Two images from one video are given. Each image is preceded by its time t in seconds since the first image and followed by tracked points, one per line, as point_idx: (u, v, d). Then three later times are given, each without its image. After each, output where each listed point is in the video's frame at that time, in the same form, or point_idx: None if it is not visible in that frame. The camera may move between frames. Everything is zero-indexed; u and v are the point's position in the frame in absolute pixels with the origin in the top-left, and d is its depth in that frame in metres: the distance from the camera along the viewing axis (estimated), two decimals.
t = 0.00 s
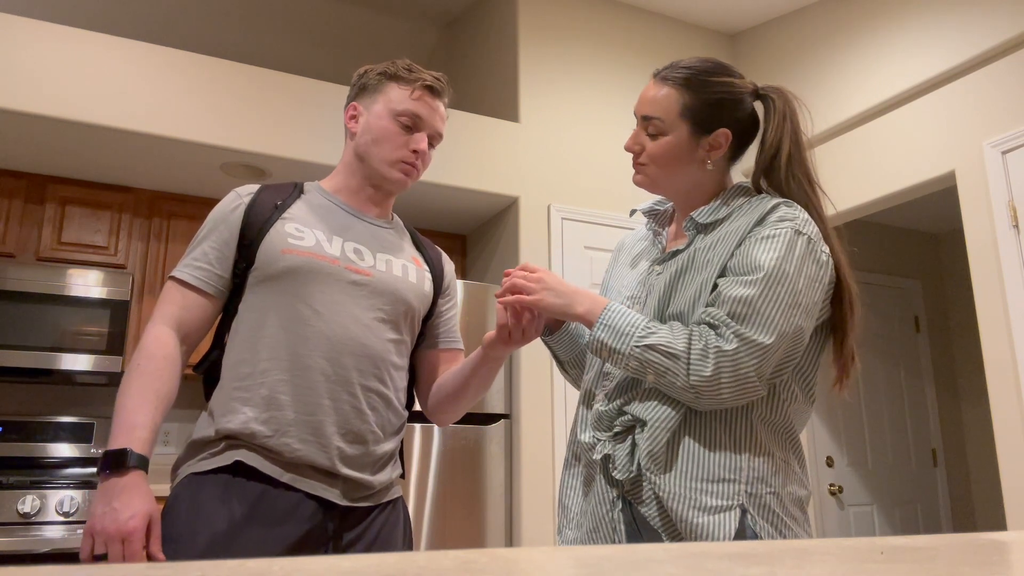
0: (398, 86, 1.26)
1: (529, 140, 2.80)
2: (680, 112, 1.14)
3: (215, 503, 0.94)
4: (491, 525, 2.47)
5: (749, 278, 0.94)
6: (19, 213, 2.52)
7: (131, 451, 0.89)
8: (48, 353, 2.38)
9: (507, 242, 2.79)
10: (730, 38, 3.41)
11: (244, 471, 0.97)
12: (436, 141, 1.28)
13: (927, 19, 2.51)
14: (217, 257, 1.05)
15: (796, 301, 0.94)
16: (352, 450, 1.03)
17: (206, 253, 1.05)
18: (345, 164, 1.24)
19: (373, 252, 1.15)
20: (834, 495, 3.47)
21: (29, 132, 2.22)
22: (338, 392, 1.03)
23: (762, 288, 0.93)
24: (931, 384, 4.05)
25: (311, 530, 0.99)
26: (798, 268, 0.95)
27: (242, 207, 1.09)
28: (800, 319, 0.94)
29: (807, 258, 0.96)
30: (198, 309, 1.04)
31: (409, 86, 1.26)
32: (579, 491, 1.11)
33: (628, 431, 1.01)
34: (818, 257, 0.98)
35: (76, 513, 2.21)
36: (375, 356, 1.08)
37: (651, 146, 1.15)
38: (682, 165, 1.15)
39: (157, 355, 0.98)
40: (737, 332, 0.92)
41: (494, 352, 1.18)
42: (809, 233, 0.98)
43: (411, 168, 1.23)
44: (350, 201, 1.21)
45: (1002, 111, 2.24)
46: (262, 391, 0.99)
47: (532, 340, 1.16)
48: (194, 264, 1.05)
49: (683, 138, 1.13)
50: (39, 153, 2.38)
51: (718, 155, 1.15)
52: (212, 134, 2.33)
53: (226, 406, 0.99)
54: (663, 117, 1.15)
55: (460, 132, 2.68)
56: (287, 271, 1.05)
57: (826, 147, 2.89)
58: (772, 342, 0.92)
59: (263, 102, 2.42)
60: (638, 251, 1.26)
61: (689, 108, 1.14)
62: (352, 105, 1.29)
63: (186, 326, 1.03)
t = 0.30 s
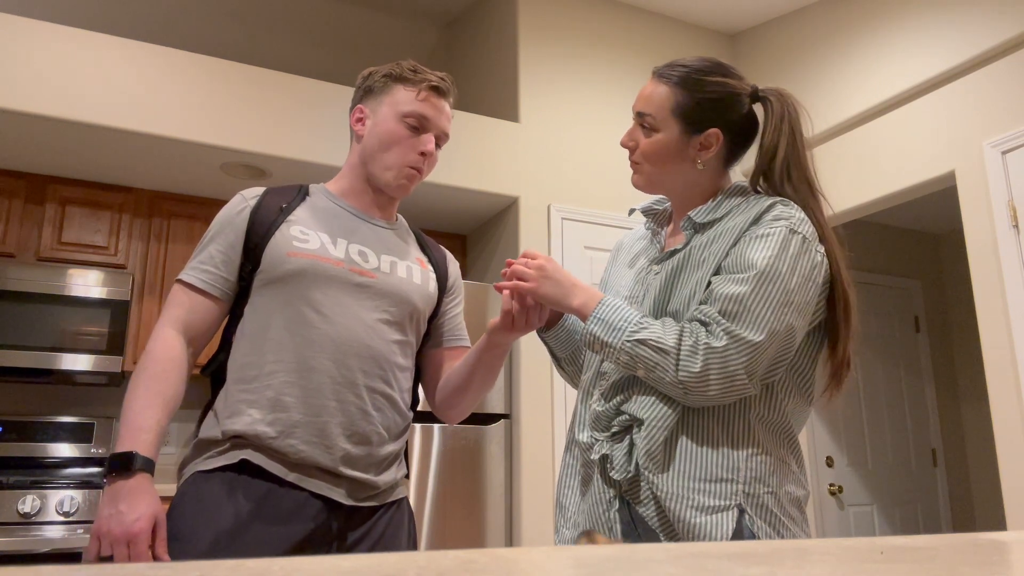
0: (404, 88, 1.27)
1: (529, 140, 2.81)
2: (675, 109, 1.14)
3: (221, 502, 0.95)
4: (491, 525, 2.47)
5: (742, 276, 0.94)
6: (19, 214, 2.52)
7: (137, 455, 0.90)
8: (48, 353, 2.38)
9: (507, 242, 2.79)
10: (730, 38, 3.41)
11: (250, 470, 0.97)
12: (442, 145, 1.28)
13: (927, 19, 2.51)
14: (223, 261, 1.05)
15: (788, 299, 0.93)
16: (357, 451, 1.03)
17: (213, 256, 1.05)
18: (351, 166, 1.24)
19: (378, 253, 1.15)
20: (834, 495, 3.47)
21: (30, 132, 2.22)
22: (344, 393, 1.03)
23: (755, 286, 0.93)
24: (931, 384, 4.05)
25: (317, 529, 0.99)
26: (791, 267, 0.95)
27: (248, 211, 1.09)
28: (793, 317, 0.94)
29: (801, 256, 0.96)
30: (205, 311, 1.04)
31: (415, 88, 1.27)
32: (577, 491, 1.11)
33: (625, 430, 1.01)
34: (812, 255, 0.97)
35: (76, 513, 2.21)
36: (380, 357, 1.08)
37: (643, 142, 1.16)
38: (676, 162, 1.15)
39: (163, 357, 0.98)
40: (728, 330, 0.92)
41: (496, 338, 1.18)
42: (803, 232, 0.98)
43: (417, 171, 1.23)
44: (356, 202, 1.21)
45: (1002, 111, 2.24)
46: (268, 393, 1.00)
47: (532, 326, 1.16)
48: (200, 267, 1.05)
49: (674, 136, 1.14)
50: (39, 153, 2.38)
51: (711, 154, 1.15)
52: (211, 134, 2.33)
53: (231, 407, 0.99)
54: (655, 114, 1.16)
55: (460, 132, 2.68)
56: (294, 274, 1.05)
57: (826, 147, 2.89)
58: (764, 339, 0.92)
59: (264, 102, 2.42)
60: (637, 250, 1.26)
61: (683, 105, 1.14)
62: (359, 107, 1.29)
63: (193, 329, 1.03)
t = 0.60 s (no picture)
0: (404, 90, 1.27)
1: (529, 140, 2.81)
2: (674, 106, 1.15)
3: (227, 500, 0.95)
4: (492, 525, 2.47)
5: (741, 276, 0.94)
6: (20, 214, 2.52)
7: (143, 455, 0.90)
8: (48, 353, 2.38)
9: (507, 242, 2.79)
10: (730, 38, 3.41)
11: (257, 469, 0.97)
12: (444, 147, 1.28)
13: (926, 19, 2.52)
14: (229, 262, 1.05)
15: (786, 299, 0.93)
16: (362, 451, 1.03)
17: (220, 257, 1.05)
18: (353, 169, 1.24)
19: (382, 254, 1.15)
20: (834, 495, 3.47)
21: (30, 132, 2.22)
22: (347, 393, 1.03)
23: (754, 286, 0.93)
24: (931, 384, 4.05)
25: (323, 528, 0.99)
26: (789, 267, 0.95)
27: (254, 213, 1.09)
28: (791, 317, 0.94)
29: (800, 256, 0.96)
30: (212, 312, 1.05)
31: (414, 90, 1.27)
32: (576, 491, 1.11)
33: (625, 431, 1.01)
34: (811, 255, 0.97)
35: (76, 513, 2.21)
36: (385, 356, 1.08)
37: (644, 140, 1.16)
38: (678, 160, 1.15)
39: (169, 359, 0.98)
40: (727, 330, 0.92)
41: (505, 326, 1.19)
42: (802, 232, 0.98)
43: (419, 172, 1.22)
44: (357, 204, 1.21)
45: (1002, 112, 2.24)
46: (274, 392, 1.00)
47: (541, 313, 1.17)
48: (207, 269, 1.05)
49: (676, 132, 1.14)
50: (39, 153, 2.38)
51: (712, 149, 1.15)
52: (211, 134, 2.33)
53: (238, 408, 0.99)
54: (655, 112, 1.16)
55: (460, 132, 2.68)
56: (298, 275, 1.05)
57: (826, 147, 2.89)
58: (763, 339, 0.92)
59: (264, 102, 2.42)
60: (637, 249, 1.26)
61: (682, 102, 1.14)
62: (360, 111, 1.30)
63: (199, 331, 1.03)
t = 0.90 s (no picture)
0: (396, 84, 1.28)
1: (529, 140, 2.81)
2: (676, 105, 1.15)
3: (225, 498, 0.95)
4: (491, 525, 2.47)
5: (743, 277, 0.94)
6: (20, 213, 2.52)
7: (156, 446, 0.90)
8: (48, 353, 2.38)
9: (508, 242, 2.79)
10: (730, 38, 3.41)
11: (255, 467, 0.97)
12: (444, 136, 1.27)
13: (926, 19, 2.52)
14: (237, 262, 1.06)
15: (788, 300, 0.93)
16: (358, 453, 1.03)
17: (228, 256, 1.06)
18: (358, 167, 1.25)
19: (387, 256, 1.14)
20: (834, 495, 3.48)
21: (31, 132, 2.22)
22: (348, 395, 1.03)
23: (756, 287, 0.93)
24: (931, 384, 4.05)
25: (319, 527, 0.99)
26: (792, 268, 0.95)
27: (262, 213, 1.10)
28: (793, 318, 0.94)
29: (801, 257, 0.96)
30: (219, 309, 1.05)
31: (406, 82, 1.28)
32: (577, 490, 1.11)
33: (626, 430, 1.01)
34: (813, 256, 0.97)
35: (77, 513, 2.21)
36: (389, 357, 1.08)
37: (647, 140, 1.15)
38: (681, 157, 1.14)
39: (178, 355, 0.99)
40: (730, 330, 0.92)
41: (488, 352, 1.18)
42: (804, 233, 0.98)
43: (418, 158, 1.21)
44: (365, 199, 1.21)
45: (1002, 112, 2.25)
46: (271, 392, 1.00)
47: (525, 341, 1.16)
48: (215, 269, 1.06)
49: (679, 131, 1.14)
50: (39, 153, 2.38)
51: (715, 147, 1.15)
52: (211, 134, 2.33)
53: (240, 407, 1.00)
54: (658, 111, 1.16)
55: (460, 132, 2.68)
56: (302, 277, 1.05)
57: (826, 147, 2.89)
58: (766, 340, 0.92)
59: (264, 102, 2.42)
60: (637, 250, 1.26)
61: (684, 101, 1.15)
62: (359, 113, 1.31)
63: (207, 329, 1.04)
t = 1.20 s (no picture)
0: (409, 89, 1.26)
1: (529, 140, 2.81)
2: (682, 107, 1.14)
3: (211, 496, 0.95)
4: (491, 525, 2.47)
5: (745, 276, 0.94)
6: (20, 213, 2.52)
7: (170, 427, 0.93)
8: (48, 353, 2.38)
9: (508, 242, 2.79)
10: (730, 38, 3.41)
11: (242, 467, 0.97)
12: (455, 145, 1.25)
13: (926, 19, 2.52)
14: (243, 262, 1.07)
15: (790, 299, 0.93)
16: (339, 461, 1.02)
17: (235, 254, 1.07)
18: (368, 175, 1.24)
19: (388, 264, 1.11)
20: (834, 495, 3.48)
21: (31, 132, 2.22)
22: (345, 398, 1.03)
23: (757, 286, 0.93)
24: (931, 384, 4.05)
25: (301, 528, 0.98)
26: (793, 268, 0.94)
27: (271, 214, 1.10)
28: (794, 317, 0.94)
29: (803, 257, 0.96)
30: (225, 306, 1.06)
31: (417, 87, 1.26)
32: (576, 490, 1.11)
33: (626, 430, 1.01)
34: (814, 256, 0.97)
35: (76, 513, 2.21)
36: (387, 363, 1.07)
37: (651, 141, 1.15)
38: (685, 160, 1.14)
39: (184, 346, 1.01)
40: (731, 330, 0.92)
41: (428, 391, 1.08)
42: (806, 233, 0.98)
43: (425, 168, 1.19)
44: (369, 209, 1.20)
45: (1002, 111, 2.24)
46: (260, 397, 1.00)
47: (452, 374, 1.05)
48: (224, 267, 1.06)
49: (685, 132, 1.13)
50: (39, 153, 2.38)
51: (720, 147, 1.15)
52: (211, 134, 2.33)
53: (234, 406, 1.01)
54: (663, 113, 1.15)
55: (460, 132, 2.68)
56: (300, 282, 1.05)
57: (826, 147, 2.89)
58: (767, 339, 0.92)
59: (264, 102, 2.42)
60: (638, 250, 1.26)
61: (688, 103, 1.14)
62: (373, 118, 1.30)
63: (214, 322, 1.05)
